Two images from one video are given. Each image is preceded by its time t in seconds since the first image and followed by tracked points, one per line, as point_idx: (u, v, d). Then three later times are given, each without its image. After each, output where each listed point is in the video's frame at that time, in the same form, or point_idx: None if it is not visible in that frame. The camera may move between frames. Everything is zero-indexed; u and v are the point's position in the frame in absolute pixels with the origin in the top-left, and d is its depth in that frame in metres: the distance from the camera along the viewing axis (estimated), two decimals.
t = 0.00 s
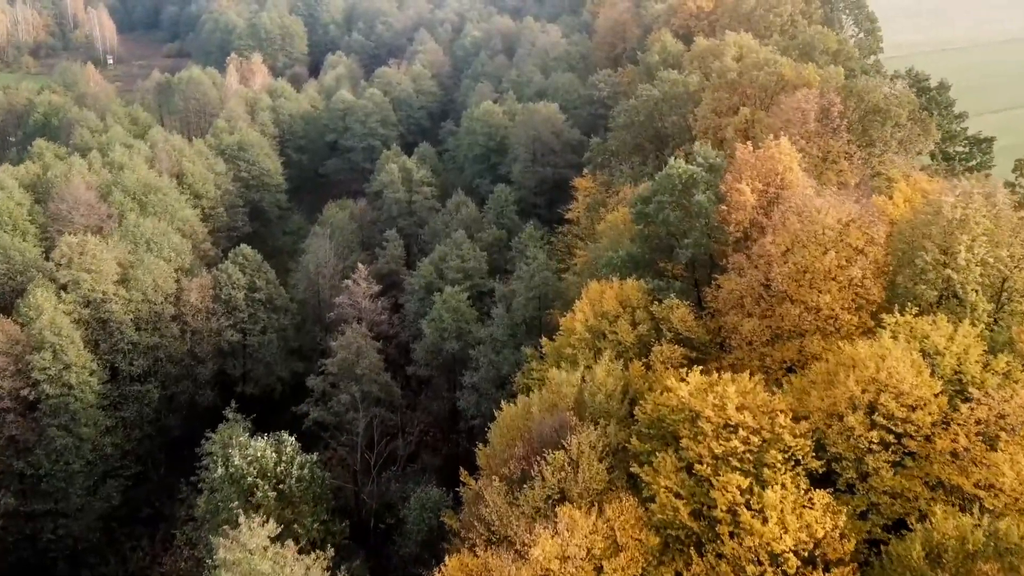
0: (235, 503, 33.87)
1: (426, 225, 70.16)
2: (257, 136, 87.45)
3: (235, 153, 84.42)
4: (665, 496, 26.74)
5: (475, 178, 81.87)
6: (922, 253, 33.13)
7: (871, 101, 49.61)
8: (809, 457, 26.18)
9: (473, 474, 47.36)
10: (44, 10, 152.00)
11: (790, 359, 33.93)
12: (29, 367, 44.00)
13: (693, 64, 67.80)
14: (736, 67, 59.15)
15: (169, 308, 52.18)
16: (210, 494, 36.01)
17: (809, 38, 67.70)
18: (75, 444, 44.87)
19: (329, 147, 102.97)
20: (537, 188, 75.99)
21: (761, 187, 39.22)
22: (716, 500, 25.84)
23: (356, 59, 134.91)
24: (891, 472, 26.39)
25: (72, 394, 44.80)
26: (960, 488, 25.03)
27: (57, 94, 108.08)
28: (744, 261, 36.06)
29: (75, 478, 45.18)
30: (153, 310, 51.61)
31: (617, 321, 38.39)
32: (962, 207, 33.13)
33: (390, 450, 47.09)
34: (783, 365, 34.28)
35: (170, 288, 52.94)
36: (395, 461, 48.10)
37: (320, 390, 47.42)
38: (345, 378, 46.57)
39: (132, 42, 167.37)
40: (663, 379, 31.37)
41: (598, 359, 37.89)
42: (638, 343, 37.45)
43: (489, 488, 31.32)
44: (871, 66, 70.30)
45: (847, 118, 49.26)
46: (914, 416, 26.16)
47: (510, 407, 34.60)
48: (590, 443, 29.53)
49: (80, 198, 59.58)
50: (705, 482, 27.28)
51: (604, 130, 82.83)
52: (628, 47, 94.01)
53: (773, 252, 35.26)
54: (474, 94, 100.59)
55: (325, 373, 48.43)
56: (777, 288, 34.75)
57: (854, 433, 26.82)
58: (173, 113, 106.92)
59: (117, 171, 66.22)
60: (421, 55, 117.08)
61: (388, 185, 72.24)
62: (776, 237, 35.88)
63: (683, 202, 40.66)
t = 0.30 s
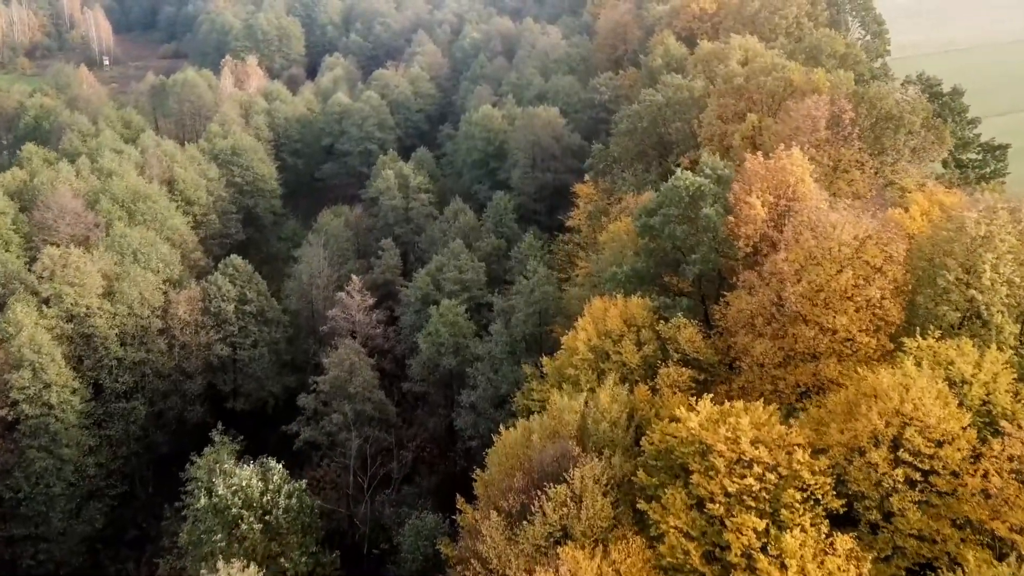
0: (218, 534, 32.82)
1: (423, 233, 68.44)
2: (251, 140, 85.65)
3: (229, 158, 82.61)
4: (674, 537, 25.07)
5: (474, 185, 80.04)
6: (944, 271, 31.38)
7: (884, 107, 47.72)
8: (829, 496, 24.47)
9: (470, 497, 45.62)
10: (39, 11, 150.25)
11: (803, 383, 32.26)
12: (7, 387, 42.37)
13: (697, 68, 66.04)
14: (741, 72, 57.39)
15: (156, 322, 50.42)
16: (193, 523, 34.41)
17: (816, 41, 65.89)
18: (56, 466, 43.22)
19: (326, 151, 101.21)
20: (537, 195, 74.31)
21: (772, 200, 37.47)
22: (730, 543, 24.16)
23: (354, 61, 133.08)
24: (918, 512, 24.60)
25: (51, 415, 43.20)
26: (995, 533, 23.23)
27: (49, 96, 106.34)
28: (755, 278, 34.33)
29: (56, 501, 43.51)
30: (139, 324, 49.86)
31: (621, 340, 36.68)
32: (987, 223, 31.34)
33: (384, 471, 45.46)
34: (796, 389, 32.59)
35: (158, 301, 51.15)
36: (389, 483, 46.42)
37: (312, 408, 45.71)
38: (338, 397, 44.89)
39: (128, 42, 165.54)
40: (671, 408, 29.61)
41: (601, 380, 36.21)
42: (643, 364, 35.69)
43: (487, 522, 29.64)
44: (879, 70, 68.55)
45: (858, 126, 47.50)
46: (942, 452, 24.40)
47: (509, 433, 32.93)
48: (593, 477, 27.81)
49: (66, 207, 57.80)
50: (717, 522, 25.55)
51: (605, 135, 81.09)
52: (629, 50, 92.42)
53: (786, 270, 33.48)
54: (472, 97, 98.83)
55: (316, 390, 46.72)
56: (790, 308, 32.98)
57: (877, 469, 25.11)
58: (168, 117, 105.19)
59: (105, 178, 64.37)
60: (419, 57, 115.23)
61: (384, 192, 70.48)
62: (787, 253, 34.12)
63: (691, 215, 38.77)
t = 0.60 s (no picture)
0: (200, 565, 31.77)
1: (420, 241, 66.87)
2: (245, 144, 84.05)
3: (223, 162, 81.03)
4: None
5: (473, 190, 78.40)
6: (965, 289, 29.83)
7: (896, 113, 46.24)
8: (849, 535, 22.90)
9: (467, 517, 44.03)
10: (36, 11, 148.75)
11: (816, 406, 30.69)
12: None
13: (701, 71, 64.50)
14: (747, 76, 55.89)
15: (143, 335, 48.84)
16: (177, 552, 32.94)
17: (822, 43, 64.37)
18: (37, 487, 41.78)
19: (322, 154, 99.63)
20: (537, 201, 72.74)
21: (782, 213, 35.96)
22: None
23: (352, 62, 131.46)
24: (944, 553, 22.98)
25: (32, 433, 41.93)
26: None
27: (42, 97, 104.69)
28: (765, 295, 32.80)
29: (38, 523, 42.05)
30: (126, 337, 48.28)
31: (625, 358, 35.16)
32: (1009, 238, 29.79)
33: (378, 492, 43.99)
34: (809, 412, 31.03)
35: (145, 313, 49.53)
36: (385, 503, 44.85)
37: (304, 426, 44.23)
38: (331, 414, 43.41)
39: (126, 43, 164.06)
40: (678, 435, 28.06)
41: (604, 401, 34.67)
42: (648, 384, 34.13)
43: (484, 555, 28.09)
44: (886, 74, 66.96)
45: (868, 133, 46.02)
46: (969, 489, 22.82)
47: (507, 458, 31.44)
48: (596, 509, 26.28)
49: (53, 215, 56.23)
50: (729, 561, 23.98)
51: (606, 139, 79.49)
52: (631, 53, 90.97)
53: (797, 287, 31.97)
54: (471, 100, 97.31)
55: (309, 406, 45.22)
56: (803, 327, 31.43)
57: (899, 505, 23.57)
58: (162, 119, 103.67)
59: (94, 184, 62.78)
60: (417, 59, 113.68)
61: (380, 198, 68.93)
62: (799, 269, 32.61)
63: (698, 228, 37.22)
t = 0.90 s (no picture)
0: None
1: (417, 250, 65.11)
2: (239, 148, 82.23)
3: (215, 167, 79.18)
4: None
5: (471, 196, 76.54)
6: (993, 313, 28.04)
7: (910, 121, 44.52)
8: None
9: (462, 546, 42.60)
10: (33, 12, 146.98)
11: (833, 435, 28.96)
12: None
13: (705, 75, 62.72)
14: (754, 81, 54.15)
15: (128, 350, 47.06)
16: None
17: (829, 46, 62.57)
18: (14, 513, 40.07)
19: (318, 158, 97.84)
20: (537, 207, 70.97)
21: (795, 228, 34.17)
22: None
23: (349, 63, 129.60)
24: None
25: (9, 457, 40.16)
26: None
27: (34, 99, 102.85)
28: (777, 315, 31.06)
29: (15, 550, 40.33)
30: (110, 353, 46.50)
31: (629, 380, 33.44)
32: None
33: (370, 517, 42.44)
34: (825, 441, 29.29)
35: (131, 328, 47.74)
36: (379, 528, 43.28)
37: (294, 447, 42.50)
38: (321, 435, 41.70)
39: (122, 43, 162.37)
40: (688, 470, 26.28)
41: (607, 426, 32.90)
42: (654, 409, 32.33)
43: None
44: (896, 78, 65.17)
45: (882, 141, 44.25)
46: (1006, 537, 21.03)
47: (505, 488, 29.75)
48: (600, 552, 24.55)
49: (37, 225, 54.49)
50: None
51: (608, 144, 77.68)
52: (632, 56, 89.26)
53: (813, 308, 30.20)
54: (470, 103, 95.55)
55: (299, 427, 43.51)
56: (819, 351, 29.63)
57: (929, 552, 21.84)
58: (156, 122, 101.93)
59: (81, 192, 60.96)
60: (415, 60, 111.89)
61: (376, 205, 67.15)
62: (814, 287, 30.86)
63: (706, 243, 35.41)
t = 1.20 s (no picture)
0: None
1: (414, 257, 63.63)
2: (233, 152, 80.67)
3: (209, 172, 77.64)
4: None
5: (470, 202, 75.05)
6: (1020, 336, 26.54)
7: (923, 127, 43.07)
8: None
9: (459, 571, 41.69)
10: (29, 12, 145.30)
11: (850, 464, 27.45)
12: None
13: (709, 79, 61.23)
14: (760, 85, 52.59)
15: (114, 365, 45.51)
16: None
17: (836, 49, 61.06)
18: None
19: (315, 162, 96.36)
20: (537, 213, 69.50)
21: (807, 242, 32.64)
22: None
23: (347, 64, 128.10)
24: None
25: None
26: None
27: (26, 101, 101.29)
28: (789, 335, 29.60)
29: None
30: (95, 368, 44.99)
31: (633, 402, 31.93)
32: None
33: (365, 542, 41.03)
34: (841, 470, 27.77)
35: (117, 342, 46.20)
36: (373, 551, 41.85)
37: (285, 467, 40.97)
38: (313, 455, 40.21)
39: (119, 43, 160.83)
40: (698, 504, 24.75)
41: (611, 451, 31.39)
42: (660, 434, 30.81)
43: None
44: (905, 81, 63.54)
45: (894, 149, 42.84)
46: None
47: (503, 516, 28.04)
48: None
49: (23, 233, 52.93)
50: None
51: (609, 148, 76.12)
52: (633, 58, 87.76)
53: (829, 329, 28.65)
54: (469, 105, 94.05)
55: (290, 445, 42.00)
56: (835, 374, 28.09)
57: None
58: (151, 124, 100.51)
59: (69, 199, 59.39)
60: (413, 62, 110.28)
61: (372, 211, 65.64)
62: (830, 307, 29.32)
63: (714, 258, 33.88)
